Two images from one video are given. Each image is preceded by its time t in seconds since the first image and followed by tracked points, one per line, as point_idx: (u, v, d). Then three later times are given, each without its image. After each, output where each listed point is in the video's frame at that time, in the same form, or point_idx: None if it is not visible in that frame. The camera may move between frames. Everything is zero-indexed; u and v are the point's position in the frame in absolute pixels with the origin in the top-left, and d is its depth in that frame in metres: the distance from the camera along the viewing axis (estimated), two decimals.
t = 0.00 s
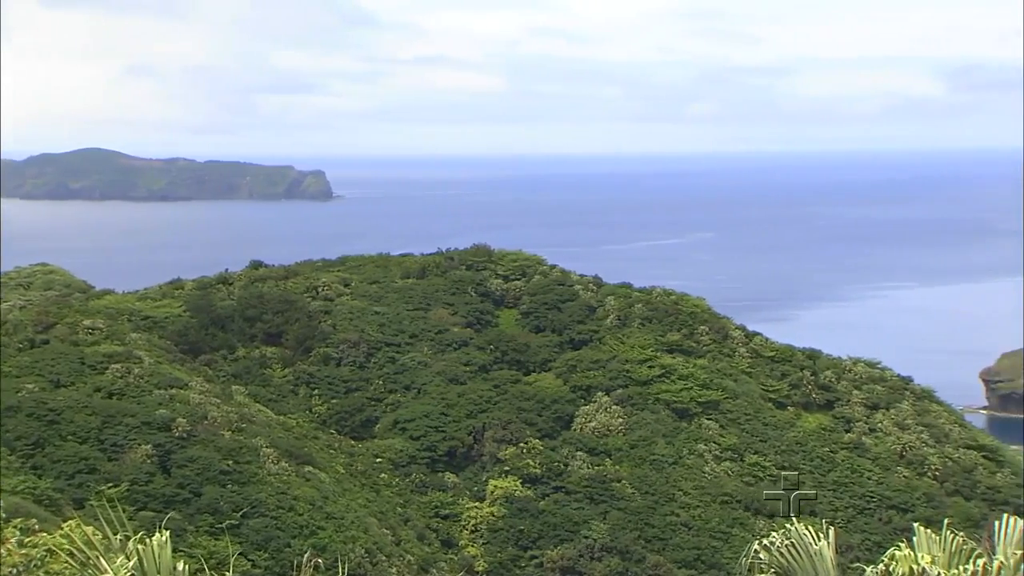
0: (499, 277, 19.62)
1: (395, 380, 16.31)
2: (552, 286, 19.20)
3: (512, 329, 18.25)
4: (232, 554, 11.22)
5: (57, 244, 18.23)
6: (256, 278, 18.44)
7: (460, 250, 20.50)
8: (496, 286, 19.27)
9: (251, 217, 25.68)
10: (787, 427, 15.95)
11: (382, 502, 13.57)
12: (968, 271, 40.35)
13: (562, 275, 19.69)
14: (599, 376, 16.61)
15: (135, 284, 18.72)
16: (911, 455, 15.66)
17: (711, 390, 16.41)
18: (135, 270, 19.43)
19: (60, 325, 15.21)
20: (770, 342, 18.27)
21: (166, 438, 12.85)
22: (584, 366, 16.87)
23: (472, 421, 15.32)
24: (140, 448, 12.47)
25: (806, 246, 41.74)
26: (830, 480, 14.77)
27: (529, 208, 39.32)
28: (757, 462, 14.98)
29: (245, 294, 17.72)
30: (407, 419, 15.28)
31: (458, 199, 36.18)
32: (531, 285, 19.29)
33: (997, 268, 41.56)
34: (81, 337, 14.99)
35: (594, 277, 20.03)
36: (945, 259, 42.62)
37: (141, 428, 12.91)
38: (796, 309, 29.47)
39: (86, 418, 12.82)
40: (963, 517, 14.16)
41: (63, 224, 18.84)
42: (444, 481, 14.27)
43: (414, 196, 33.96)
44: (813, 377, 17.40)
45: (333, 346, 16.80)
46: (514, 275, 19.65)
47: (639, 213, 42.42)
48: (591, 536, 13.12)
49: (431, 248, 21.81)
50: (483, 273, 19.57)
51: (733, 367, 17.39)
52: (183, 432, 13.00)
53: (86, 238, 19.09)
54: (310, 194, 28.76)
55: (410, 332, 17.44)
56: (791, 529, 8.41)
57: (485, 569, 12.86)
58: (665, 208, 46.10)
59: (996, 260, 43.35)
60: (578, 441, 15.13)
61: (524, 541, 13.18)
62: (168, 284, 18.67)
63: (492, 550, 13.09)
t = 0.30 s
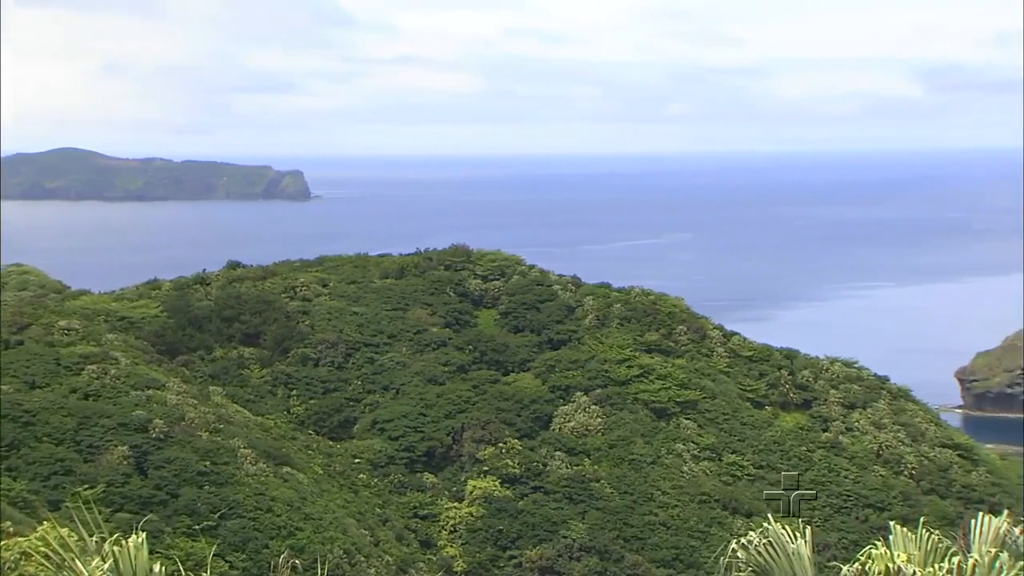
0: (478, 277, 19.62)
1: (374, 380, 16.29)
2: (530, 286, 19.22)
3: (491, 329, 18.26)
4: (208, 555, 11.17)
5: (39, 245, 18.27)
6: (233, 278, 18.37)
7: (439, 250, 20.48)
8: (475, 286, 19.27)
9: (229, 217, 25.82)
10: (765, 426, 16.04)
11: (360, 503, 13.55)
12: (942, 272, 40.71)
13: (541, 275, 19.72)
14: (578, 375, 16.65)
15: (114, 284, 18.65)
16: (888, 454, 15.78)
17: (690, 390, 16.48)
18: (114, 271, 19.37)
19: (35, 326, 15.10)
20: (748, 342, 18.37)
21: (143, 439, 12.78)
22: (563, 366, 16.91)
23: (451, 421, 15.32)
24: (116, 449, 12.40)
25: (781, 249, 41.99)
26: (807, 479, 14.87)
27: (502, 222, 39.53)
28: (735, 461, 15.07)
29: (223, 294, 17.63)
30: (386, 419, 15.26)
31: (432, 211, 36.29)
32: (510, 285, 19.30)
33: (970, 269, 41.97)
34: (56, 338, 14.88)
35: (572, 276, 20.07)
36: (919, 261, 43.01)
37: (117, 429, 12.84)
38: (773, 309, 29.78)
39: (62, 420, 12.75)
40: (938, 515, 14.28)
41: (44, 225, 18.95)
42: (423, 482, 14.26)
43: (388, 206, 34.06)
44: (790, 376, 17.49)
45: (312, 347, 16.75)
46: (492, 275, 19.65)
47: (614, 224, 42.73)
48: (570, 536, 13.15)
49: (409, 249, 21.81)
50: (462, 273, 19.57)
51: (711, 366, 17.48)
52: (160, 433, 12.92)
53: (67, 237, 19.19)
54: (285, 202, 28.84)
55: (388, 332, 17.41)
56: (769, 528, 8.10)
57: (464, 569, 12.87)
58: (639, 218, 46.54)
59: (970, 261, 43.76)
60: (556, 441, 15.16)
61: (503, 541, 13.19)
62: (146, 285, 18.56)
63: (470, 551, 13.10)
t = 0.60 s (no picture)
0: (457, 277, 19.62)
1: (352, 380, 16.26)
2: (509, 286, 19.24)
3: (469, 329, 18.28)
4: (185, 557, 11.13)
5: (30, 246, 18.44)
6: (211, 279, 18.30)
7: (418, 250, 20.46)
8: (454, 286, 19.27)
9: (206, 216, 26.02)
10: (743, 426, 16.13)
11: (339, 504, 13.52)
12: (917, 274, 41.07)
13: (519, 275, 19.75)
14: (556, 375, 16.69)
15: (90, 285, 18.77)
16: (864, 453, 15.91)
17: (668, 390, 16.56)
18: (91, 272, 19.51)
19: (9, 327, 14.99)
20: (726, 342, 18.47)
21: (120, 440, 12.72)
22: (541, 366, 16.94)
23: (430, 422, 15.32)
24: (92, 451, 12.33)
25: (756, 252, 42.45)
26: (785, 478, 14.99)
27: (481, 224, 39.72)
28: (713, 461, 15.17)
29: (200, 295, 17.54)
30: (364, 420, 15.24)
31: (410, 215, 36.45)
32: (489, 285, 19.32)
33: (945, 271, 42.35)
34: (31, 339, 14.78)
35: (551, 276, 20.11)
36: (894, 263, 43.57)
37: (94, 430, 12.77)
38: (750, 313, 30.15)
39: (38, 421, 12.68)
40: (914, 514, 14.40)
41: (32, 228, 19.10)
42: (402, 482, 14.27)
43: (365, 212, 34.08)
44: (768, 376, 17.59)
45: (290, 347, 16.70)
46: (471, 275, 19.66)
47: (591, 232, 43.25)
48: (549, 536, 13.18)
49: (388, 249, 21.79)
50: (440, 273, 19.57)
51: (689, 366, 17.57)
52: (137, 434, 12.85)
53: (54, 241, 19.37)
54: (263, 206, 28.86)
55: (367, 333, 17.39)
56: (746, 527, 8.09)
57: (442, 569, 12.88)
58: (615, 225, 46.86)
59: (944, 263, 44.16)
60: (535, 441, 15.18)
61: (481, 541, 13.21)
62: (123, 285, 18.44)
63: (449, 551, 13.11)
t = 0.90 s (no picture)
0: (436, 277, 19.61)
1: (330, 381, 16.21)
2: (488, 286, 19.25)
3: (448, 330, 18.27)
4: (162, 558, 11.06)
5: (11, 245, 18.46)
6: (188, 279, 18.20)
7: (396, 250, 20.43)
8: (432, 286, 19.25)
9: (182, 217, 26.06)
10: (721, 425, 16.22)
11: (317, 504, 13.48)
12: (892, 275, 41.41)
13: (498, 275, 19.76)
14: (535, 375, 16.71)
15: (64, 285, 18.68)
16: (841, 452, 16.02)
17: (647, 390, 16.62)
18: (66, 272, 19.43)
19: None
20: (704, 342, 18.57)
21: (96, 441, 12.64)
22: (520, 366, 16.96)
23: (408, 422, 15.30)
24: (68, 452, 12.25)
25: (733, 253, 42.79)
26: (762, 477, 15.11)
27: (459, 225, 39.93)
28: (691, 460, 15.27)
29: (177, 295, 17.44)
30: (343, 420, 15.20)
31: (386, 217, 36.51)
32: (468, 285, 19.32)
33: (919, 271, 42.74)
34: (6, 340, 14.66)
35: (530, 277, 20.13)
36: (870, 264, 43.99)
37: (69, 431, 12.69)
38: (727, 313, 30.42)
39: (13, 423, 12.59)
40: (891, 512, 14.51)
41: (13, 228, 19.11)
42: (380, 482, 14.26)
43: (342, 216, 34.12)
44: (746, 375, 17.67)
45: (267, 348, 16.63)
46: (450, 275, 19.66)
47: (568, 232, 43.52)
48: (527, 536, 13.20)
49: (367, 249, 21.76)
50: (419, 273, 19.55)
51: (668, 366, 17.64)
52: (113, 435, 12.78)
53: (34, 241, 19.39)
54: (238, 208, 28.82)
55: (345, 333, 17.36)
56: (724, 526, 8.09)
57: (421, 569, 12.88)
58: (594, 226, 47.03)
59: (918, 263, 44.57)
60: (513, 441, 15.20)
61: (460, 542, 13.22)
62: (99, 285, 18.33)
63: (427, 551, 13.11)
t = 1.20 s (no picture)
0: (414, 277, 19.60)
1: (309, 381, 16.18)
2: (467, 286, 19.27)
3: (427, 330, 18.27)
4: (140, 560, 11.01)
5: None
6: (165, 280, 18.11)
7: (375, 250, 20.41)
8: (411, 286, 19.24)
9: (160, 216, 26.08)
10: (699, 425, 16.30)
11: (295, 505, 13.46)
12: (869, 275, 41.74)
13: (477, 275, 19.77)
14: (514, 375, 16.73)
15: (40, 285, 18.60)
16: (819, 452, 16.14)
17: (625, 389, 16.69)
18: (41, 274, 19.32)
19: None
20: (682, 342, 18.66)
21: (72, 442, 12.57)
22: (499, 366, 16.98)
23: (387, 423, 15.29)
24: (44, 454, 12.17)
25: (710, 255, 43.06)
26: (740, 476, 15.23)
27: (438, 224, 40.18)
28: (670, 460, 15.35)
29: (154, 296, 17.34)
30: (321, 421, 15.17)
31: (364, 218, 36.57)
32: (447, 285, 19.33)
33: (895, 271, 43.10)
34: None
35: (509, 277, 20.16)
36: (847, 264, 44.34)
37: (45, 433, 12.62)
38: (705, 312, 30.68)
39: None
40: (868, 510, 14.62)
41: None
42: (359, 483, 14.25)
43: (319, 217, 34.08)
44: (724, 375, 17.78)
45: (245, 348, 16.57)
46: (429, 275, 19.66)
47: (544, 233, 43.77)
48: (507, 536, 13.22)
49: (346, 249, 21.74)
50: (398, 274, 19.54)
51: (647, 366, 17.72)
52: (90, 436, 12.72)
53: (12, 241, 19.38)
54: (215, 208, 28.73)
55: (324, 333, 17.33)
56: (703, 526, 8.13)
57: (400, 570, 12.89)
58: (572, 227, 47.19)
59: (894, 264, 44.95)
60: (492, 441, 15.22)
61: (439, 542, 13.23)
62: (75, 285, 18.22)
63: (406, 552, 13.12)
